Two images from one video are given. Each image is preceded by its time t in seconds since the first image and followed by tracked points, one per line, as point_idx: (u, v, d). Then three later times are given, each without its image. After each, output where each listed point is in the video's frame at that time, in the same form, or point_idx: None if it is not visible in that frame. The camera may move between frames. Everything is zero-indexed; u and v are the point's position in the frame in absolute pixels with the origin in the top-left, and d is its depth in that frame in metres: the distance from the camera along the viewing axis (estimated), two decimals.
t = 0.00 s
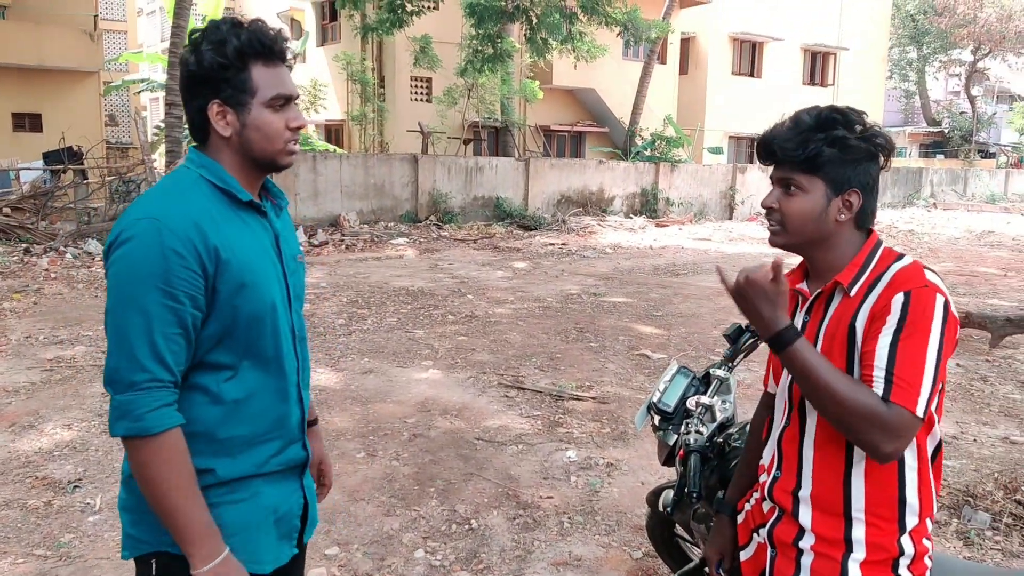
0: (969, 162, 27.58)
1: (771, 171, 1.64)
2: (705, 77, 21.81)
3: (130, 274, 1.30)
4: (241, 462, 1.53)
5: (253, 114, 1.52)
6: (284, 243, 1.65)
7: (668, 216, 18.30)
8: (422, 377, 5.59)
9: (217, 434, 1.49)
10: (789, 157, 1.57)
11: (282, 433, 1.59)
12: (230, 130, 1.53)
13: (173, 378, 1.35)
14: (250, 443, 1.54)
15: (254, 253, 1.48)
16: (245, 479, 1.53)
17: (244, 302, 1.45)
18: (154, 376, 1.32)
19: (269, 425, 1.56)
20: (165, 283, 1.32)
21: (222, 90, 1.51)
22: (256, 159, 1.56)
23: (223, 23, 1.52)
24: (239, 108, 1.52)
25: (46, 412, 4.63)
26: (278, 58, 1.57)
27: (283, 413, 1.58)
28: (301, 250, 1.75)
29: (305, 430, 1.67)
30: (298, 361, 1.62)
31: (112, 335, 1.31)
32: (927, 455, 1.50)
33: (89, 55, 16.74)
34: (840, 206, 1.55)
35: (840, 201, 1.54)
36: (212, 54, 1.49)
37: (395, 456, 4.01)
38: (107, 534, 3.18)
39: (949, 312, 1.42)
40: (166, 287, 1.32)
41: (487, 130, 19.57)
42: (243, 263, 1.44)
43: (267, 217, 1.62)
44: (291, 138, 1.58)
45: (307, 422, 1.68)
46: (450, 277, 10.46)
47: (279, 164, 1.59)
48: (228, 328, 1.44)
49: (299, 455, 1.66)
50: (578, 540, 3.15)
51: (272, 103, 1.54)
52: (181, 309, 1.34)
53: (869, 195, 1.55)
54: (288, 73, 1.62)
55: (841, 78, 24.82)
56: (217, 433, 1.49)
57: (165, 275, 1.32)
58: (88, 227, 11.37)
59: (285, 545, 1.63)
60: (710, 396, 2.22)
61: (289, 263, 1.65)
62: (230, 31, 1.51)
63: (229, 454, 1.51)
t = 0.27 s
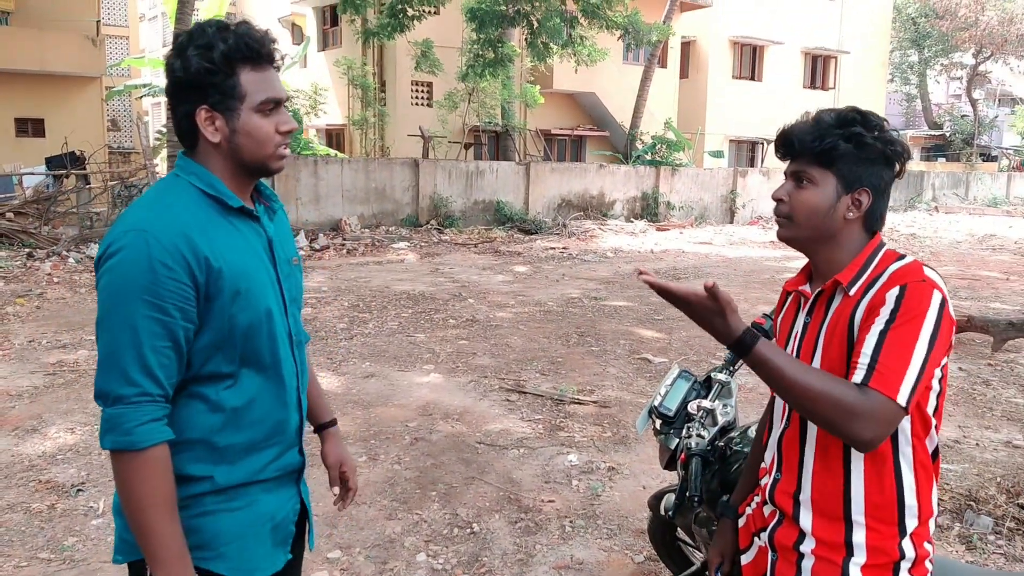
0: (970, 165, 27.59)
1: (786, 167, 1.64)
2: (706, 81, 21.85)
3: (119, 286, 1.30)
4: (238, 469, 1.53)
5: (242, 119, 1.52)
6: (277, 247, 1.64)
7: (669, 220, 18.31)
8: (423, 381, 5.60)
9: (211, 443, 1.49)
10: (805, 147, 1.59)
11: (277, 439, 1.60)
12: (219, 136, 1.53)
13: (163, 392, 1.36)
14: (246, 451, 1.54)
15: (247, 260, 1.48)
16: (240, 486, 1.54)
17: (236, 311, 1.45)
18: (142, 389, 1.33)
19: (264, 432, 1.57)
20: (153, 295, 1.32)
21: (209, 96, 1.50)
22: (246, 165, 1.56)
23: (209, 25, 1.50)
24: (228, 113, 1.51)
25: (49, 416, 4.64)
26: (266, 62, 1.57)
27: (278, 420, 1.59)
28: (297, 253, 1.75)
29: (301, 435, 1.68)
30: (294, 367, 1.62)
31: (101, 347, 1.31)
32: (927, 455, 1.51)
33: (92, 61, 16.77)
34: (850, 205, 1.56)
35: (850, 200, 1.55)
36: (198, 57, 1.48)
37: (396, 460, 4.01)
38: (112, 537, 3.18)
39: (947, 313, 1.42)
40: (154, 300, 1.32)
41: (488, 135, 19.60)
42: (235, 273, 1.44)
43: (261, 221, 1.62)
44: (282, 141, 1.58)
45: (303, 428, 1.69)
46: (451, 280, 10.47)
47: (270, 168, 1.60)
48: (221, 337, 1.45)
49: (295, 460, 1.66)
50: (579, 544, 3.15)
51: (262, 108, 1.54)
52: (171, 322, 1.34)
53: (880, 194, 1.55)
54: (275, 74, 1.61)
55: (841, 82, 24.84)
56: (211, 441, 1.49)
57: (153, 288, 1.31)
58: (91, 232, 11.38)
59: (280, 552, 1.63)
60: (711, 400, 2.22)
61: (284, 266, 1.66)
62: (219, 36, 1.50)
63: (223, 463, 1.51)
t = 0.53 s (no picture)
0: (970, 174, 27.63)
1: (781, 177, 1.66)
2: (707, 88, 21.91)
3: (107, 295, 1.30)
4: (229, 477, 1.53)
5: (236, 125, 1.52)
6: (270, 253, 1.64)
7: (669, 227, 18.33)
8: (424, 386, 5.60)
9: (202, 451, 1.49)
10: (799, 156, 1.61)
11: (270, 448, 1.60)
12: (213, 142, 1.53)
13: (152, 403, 1.36)
14: (237, 460, 1.54)
15: (238, 267, 1.48)
16: (232, 496, 1.54)
17: (226, 320, 1.45)
18: (129, 399, 1.33)
19: (255, 441, 1.57)
20: (140, 303, 1.32)
21: (202, 101, 1.50)
22: (239, 172, 1.57)
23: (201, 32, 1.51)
24: (223, 119, 1.51)
25: (49, 419, 4.64)
26: (262, 68, 1.57)
27: (269, 430, 1.59)
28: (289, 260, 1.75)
29: (295, 444, 1.68)
30: (287, 374, 1.62)
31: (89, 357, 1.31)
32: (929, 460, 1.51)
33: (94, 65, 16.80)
34: (844, 213, 1.57)
35: (844, 208, 1.57)
36: (192, 63, 1.48)
37: (396, 465, 4.02)
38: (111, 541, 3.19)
39: (946, 320, 1.42)
40: (140, 309, 1.32)
41: (489, 140, 19.65)
42: (224, 280, 1.44)
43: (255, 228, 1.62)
44: (276, 147, 1.58)
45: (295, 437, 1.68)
46: (451, 286, 10.48)
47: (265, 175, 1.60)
48: (211, 346, 1.45)
49: (289, 468, 1.67)
50: (579, 550, 3.15)
51: (256, 114, 1.54)
52: (159, 331, 1.34)
53: (874, 203, 1.57)
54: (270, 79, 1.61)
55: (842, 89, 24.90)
56: (202, 450, 1.49)
57: (140, 296, 1.32)
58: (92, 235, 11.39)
59: (276, 561, 1.64)
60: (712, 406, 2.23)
61: (276, 273, 1.66)
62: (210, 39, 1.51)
63: (214, 471, 1.51)
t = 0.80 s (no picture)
0: (971, 176, 27.63)
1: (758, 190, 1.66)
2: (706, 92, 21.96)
3: (91, 309, 1.29)
4: (222, 490, 1.53)
5: (227, 136, 1.50)
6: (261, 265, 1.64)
7: (670, 231, 18.35)
8: (426, 392, 5.61)
9: (195, 462, 1.48)
10: (773, 166, 1.62)
11: (264, 455, 1.59)
12: (205, 151, 1.51)
13: (135, 416, 1.34)
14: (232, 472, 1.54)
15: (226, 279, 1.47)
16: (225, 508, 1.53)
17: (215, 334, 1.44)
18: (115, 412, 1.31)
19: (249, 451, 1.56)
20: (124, 318, 1.31)
21: (193, 110, 1.49)
22: (227, 182, 1.55)
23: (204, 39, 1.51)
24: (216, 128, 1.50)
25: (53, 426, 4.65)
26: (257, 79, 1.56)
27: (260, 444, 1.57)
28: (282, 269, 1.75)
29: (292, 454, 1.68)
30: (280, 385, 1.62)
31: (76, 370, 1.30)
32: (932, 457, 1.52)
33: (94, 73, 16.85)
34: (822, 220, 1.59)
35: (821, 215, 1.58)
36: (189, 70, 1.47)
37: (399, 471, 4.02)
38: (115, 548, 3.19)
39: (946, 322, 1.42)
40: (124, 322, 1.31)
41: (489, 146, 19.69)
42: (210, 292, 1.43)
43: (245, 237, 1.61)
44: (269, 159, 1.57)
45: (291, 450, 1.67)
46: (452, 291, 10.49)
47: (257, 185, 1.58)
48: (201, 358, 1.44)
49: (285, 480, 1.67)
50: (583, 554, 3.15)
51: (251, 125, 1.52)
52: (142, 344, 1.33)
53: (850, 207, 1.59)
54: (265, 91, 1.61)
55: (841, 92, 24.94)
56: (194, 462, 1.48)
57: (123, 309, 1.30)
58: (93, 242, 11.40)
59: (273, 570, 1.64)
60: (716, 408, 2.25)
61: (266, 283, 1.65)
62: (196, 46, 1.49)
63: (208, 483, 1.51)
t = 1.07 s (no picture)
0: (977, 177, 27.57)
1: (731, 192, 1.67)
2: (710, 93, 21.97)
3: (73, 311, 1.30)
4: (228, 490, 1.54)
5: (228, 162, 1.48)
6: (255, 271, 1.63)
7: (674, 232, 18.36)
8: (431, 392, 5.62)
9: (198, 462, 1.50)
10: (741, 170, 1.64)
11: (264, 453, 1.61)
12: (204, 166, 1.50)
13: (102, 417, 1.33)
14: (233, 471, 1.55)
15: (216, 284, 1.48)
16: (232, 506, 1.55)
17: (204, 335, 1.45)
18: (80, 413, 1.30)
19: (246, 449, 1.57)
20: (99, 321, 1.31)
21: (198, 121, 1.47)
22: (219, 203, 1.52)
23: (246, 61, 1.51)
24: (220, 151, 1.48)
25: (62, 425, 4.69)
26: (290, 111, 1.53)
27: (259, 442, 1.59)
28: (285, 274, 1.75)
29: (292, 453, 1.71)
30: (275, 387, 1.63)
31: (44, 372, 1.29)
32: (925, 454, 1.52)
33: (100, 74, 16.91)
34: (794, 223, 1.60)
35: (794, 217, 1.59)
36: (212, 89, 1.46)
37: (405, 470, 4.04)
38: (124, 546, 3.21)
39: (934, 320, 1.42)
40: (101, 325, 1.31)
41: (494, 147, 19.72)
42: (197, 297, 1.44)
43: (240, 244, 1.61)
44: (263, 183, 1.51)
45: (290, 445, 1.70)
46: (457, 292, 10.51)
47: (245, 214, 1.55)
48: (194, 359, 1.45)
49: (287, 478, 1.69)
50: (589, 553, 3.17)
51: (257, 162, 1.49)
52: (116, 346, 1.32)
53: (822, 207, 1.60)
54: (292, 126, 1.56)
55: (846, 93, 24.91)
56: (197, 462, 1.50)
57: (98, 313, 1.31)
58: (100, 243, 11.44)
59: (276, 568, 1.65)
60: (722, 409, 2.27)
61: (265, 290, 1.65)
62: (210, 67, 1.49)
63: (215, 482, 1.53)
